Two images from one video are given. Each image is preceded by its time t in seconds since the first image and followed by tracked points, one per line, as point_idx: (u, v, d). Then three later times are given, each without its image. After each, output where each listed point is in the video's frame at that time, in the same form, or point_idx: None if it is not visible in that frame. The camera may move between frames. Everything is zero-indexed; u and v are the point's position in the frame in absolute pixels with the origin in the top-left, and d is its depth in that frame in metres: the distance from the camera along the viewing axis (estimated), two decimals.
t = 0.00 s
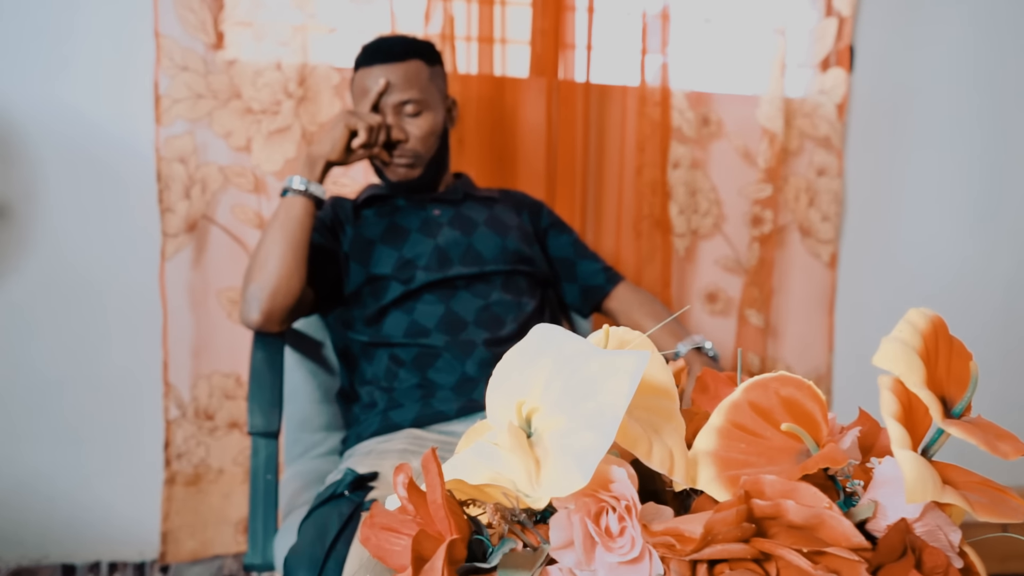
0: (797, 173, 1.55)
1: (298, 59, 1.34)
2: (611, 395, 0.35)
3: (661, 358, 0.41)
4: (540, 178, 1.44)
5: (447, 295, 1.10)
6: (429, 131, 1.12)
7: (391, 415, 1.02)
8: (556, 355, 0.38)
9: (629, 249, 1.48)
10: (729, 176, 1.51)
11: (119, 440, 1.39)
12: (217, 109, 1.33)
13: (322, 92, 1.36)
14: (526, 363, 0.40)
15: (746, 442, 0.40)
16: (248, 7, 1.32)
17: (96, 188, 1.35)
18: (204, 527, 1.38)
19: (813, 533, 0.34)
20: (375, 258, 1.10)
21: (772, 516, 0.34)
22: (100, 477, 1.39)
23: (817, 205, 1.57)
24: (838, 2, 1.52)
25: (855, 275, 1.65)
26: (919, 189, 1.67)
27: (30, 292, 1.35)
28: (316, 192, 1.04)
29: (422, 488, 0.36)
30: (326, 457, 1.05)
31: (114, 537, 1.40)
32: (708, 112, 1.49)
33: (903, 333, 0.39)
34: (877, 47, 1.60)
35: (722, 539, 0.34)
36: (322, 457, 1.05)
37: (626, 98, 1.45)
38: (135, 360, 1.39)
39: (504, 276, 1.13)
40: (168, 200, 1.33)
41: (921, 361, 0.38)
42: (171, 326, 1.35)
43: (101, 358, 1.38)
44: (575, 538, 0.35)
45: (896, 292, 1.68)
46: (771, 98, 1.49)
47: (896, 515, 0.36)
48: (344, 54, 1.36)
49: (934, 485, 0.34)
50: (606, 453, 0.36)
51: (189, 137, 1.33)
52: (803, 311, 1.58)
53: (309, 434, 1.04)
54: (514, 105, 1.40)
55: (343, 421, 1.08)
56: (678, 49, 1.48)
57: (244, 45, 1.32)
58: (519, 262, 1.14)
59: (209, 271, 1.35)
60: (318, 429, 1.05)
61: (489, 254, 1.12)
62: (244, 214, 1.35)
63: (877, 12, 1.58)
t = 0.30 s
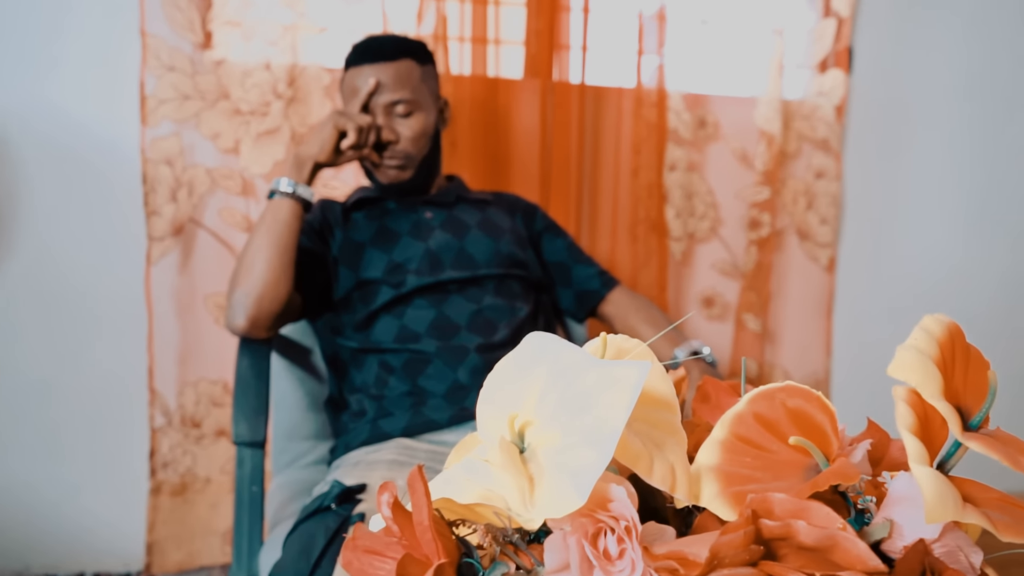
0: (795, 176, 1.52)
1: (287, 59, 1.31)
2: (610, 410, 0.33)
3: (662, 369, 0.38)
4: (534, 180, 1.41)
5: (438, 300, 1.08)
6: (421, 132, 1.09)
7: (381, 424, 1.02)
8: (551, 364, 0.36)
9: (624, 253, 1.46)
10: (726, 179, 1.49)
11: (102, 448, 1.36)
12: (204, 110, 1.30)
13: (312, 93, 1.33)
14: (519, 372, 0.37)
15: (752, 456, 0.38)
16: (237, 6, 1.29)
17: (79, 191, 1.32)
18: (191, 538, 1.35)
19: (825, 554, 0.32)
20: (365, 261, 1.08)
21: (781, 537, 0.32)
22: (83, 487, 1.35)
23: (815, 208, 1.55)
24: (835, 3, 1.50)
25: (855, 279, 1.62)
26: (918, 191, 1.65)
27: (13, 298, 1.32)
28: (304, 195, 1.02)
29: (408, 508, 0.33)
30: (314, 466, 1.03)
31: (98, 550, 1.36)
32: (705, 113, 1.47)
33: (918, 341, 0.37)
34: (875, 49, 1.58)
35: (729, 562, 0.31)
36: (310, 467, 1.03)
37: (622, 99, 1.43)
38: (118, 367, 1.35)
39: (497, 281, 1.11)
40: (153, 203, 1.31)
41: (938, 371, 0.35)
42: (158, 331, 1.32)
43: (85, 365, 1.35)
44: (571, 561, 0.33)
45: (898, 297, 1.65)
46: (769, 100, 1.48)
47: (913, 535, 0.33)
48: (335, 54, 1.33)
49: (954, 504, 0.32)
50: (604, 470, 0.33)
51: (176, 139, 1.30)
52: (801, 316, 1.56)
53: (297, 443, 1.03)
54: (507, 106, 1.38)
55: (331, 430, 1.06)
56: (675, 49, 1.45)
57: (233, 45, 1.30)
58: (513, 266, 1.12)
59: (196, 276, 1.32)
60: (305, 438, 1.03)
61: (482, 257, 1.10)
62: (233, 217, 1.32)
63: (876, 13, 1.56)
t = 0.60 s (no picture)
0: (791, 182, 1.50)
1: (275, 61, 1.29)
2: (608, 443, 0.30)
3: (664, 397, 0.36)
4: (527, 185, 1.38)
5: (428, 308, 1.06)
6: (411, 136, 1.07)
7: (369, 438, 0.99)
8: (545, 388, 0.33)
9: (618, 258, 1.43)
10: (721, 184, 1.47)
11: (84, 458, 1.32)
12: (190, 113, 1.27)
13: (301, 96, 1.30)
14: (511, 395, 0.34)
15: (757, 484, 0.35)
16: (223, 7, 1.27)
17: (62, 196, 1.30)
18: (175, 551, 1.32)
19: None
20: (353, 268, 1.06)
21: None
22: (65, 499, 1.32)
23: (811, 213, 1.51)
24: (831, 6, 1.48)
25: (851, 284, 1.59)
26: (917, 196, 1.62)
27: None
28: (290, 201, 1.00)
29: (390, 546, 0.31)
30: (300, 480, 1.01)
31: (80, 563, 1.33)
32: (700, 118, 1.45)
33: (935, 362, 0.34)
34: (870, 54, 1.56)
35: None
36: (295, 480, 1.01)
37: (616, 103, 1.40)
38: (101, 375, 1.32)
39: (488, 289, 1.08)
40: (137, 208, 1.28)
41: (957, 394, 0.33)
42: (143, 339, 1.29)
43: (69, 374, 1.32)
44: None
45: (898, 304, 1.62)
46: (764, 105, 1.45)
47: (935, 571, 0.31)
48: (323, 56, 1.30)
49: (979, 540, 0.30)
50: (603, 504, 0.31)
51: (160, 142, 1.27)
52: (797, 324, 1.53)
53: (282, 455, 1.01)
54: (500, 109, 1.36)
55: (318, 442, 1.03)
56: (669, 53, 1.43)
57: (219, 47, 1.27)
58: (505, 273, 1.10)
59: (181, 282, 1.29)
60: (291, 450, 1.02)
61: (473, 264, 1.07)
62: (218, 222, 1.29)
63: (870, 17, 1.55)
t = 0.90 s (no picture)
0: (788, 189, 1.47)
1: (263, 65, 1.26)
2: (611, 489, 0.28)
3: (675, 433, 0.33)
4: (521, 193, 1.37)
5: (420, 319, 1.04)
6: (402, 143, 1.04)
7: (358, 455, 0.98)
8: (547, 424, 0.31)
9: (614, 266, 1.41)
10: (718, 191, 1.45)
11: (68, 470, 1.29)
12: (176, 118, 1.24)
13: (291, 101, 1.27)
14: (510, 432, 0.32)
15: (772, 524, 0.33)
16: (210, 9, 1.24)
17: (45, 202, 1.26)
18: (160, 565, 1.29)
19: None
20: (343, 278, 1.04)
21: None
22: (48, 511, 1.29)
23: (808, 221, 1.48)
24: (829, 13, 1.44)
25: (849, 290, 1.57)
26: (915, 198, 1.59)
27: None
28: (277, 210, 0.98)
29: None
30: (289, 495, 0.99)
31: None
32: (696, 124, 1.43)
33: (966, 402, 0.31)
34: (868, 60, 1.54)
35: None
36: (284, 495, 0.99)
37: (611, 109, 1.38)
38: (84, 386, 1.29)
39: (482, 299, 1.06)
40: (122, 215, 1.25)
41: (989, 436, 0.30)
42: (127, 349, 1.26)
43: (51, 384, 1.28)
44: None
45: (897, 311, 1.59)
46: (762, 111, 1.43)
47: None
48: (313, 60, 1.27)
49: None
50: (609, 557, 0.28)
51: (146, 148, 1.24)
52: (794, 332, 1.51)
53: (270, 470, 0.99)
54: (494, 115, 1.33)
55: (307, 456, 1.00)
56: (664, 58, 1.41)
57: (206, 50, 1.24)
58: (498, 283, 1.08)
59: (167, 291, 1.26)
60: (279, 465, 0.99)
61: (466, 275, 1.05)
62: (206, 229, 1.26)
63: (867, 22, 1.53)
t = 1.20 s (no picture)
0: (789, 197, 1.45)
1: (255, 70, 1.23)
2: (635, 510, 0.25)
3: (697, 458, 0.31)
4: (519, 201, 1.34)
5: (416, 330, 0.98)
6: (398, 149, 1.02)
7: (351, 472, 0.90)
8: (556, 447, 0.29)
9: (614, 276, 1.38)
10: (718, 199, 1.43)
11: (53, 486, 1.26)
12: (166, 124, 1.22)
13: (283, 106, 1.25)
14: (515, 460, 0.30)
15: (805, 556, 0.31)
16: (201, 13, 1.21)
17: (29, 212, 1.23)
18: None
19: None
20: (337, 288, 0.99)
21: None
22: (33, 528, 1.25)
23: (810, 229, 1.45)
24: (830, 18, 1.42)
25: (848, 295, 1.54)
26: (915, 192, 1.56)
27: None
28: (269, 218, 0.93)
29: None
30: (280, 513, 0.95)
31: None
32: (696, 130, 1.41)
33: (1019, 426, 0.34)
34: (871, 67, 1.51)
35: None
36: (276, 513, 0.95)
37: (610, 116, 1.36)
38: (74, 399, 1.26)
39: (480, 309, 1.02)
40: (110, 223, 1.21)
41: None
42: (115, 362, 1.22)
43: (36, 398, 1.24)
44: None
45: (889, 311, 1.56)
46: (764, 118, 1.39)
47: None
48: (306, 65, 1.25)
49: None
50: None
51: (135, 154, 1.21)
52: (797, 342, 1.48)
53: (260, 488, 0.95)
54: (491, 121, 1.31)
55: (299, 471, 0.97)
56: (663, 63, 1.39)
57: (197, 55, 1.21)
58: (498, 292, 1.04)
59: (157, 301, 1.23)
60: (270, 481, 0.95)
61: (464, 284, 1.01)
62: (196, 238, 1.24)
63: (872, 27, 1.50)
